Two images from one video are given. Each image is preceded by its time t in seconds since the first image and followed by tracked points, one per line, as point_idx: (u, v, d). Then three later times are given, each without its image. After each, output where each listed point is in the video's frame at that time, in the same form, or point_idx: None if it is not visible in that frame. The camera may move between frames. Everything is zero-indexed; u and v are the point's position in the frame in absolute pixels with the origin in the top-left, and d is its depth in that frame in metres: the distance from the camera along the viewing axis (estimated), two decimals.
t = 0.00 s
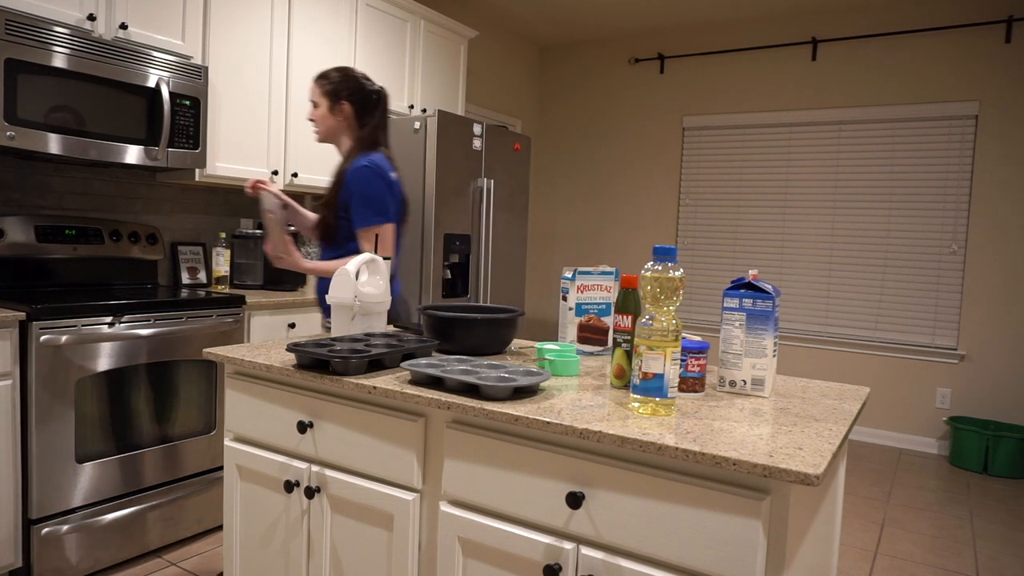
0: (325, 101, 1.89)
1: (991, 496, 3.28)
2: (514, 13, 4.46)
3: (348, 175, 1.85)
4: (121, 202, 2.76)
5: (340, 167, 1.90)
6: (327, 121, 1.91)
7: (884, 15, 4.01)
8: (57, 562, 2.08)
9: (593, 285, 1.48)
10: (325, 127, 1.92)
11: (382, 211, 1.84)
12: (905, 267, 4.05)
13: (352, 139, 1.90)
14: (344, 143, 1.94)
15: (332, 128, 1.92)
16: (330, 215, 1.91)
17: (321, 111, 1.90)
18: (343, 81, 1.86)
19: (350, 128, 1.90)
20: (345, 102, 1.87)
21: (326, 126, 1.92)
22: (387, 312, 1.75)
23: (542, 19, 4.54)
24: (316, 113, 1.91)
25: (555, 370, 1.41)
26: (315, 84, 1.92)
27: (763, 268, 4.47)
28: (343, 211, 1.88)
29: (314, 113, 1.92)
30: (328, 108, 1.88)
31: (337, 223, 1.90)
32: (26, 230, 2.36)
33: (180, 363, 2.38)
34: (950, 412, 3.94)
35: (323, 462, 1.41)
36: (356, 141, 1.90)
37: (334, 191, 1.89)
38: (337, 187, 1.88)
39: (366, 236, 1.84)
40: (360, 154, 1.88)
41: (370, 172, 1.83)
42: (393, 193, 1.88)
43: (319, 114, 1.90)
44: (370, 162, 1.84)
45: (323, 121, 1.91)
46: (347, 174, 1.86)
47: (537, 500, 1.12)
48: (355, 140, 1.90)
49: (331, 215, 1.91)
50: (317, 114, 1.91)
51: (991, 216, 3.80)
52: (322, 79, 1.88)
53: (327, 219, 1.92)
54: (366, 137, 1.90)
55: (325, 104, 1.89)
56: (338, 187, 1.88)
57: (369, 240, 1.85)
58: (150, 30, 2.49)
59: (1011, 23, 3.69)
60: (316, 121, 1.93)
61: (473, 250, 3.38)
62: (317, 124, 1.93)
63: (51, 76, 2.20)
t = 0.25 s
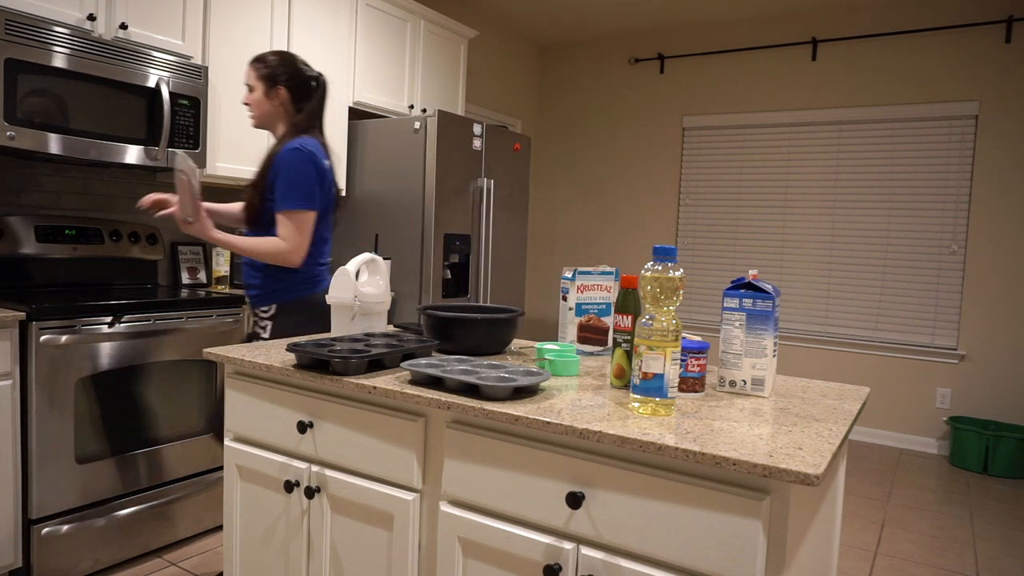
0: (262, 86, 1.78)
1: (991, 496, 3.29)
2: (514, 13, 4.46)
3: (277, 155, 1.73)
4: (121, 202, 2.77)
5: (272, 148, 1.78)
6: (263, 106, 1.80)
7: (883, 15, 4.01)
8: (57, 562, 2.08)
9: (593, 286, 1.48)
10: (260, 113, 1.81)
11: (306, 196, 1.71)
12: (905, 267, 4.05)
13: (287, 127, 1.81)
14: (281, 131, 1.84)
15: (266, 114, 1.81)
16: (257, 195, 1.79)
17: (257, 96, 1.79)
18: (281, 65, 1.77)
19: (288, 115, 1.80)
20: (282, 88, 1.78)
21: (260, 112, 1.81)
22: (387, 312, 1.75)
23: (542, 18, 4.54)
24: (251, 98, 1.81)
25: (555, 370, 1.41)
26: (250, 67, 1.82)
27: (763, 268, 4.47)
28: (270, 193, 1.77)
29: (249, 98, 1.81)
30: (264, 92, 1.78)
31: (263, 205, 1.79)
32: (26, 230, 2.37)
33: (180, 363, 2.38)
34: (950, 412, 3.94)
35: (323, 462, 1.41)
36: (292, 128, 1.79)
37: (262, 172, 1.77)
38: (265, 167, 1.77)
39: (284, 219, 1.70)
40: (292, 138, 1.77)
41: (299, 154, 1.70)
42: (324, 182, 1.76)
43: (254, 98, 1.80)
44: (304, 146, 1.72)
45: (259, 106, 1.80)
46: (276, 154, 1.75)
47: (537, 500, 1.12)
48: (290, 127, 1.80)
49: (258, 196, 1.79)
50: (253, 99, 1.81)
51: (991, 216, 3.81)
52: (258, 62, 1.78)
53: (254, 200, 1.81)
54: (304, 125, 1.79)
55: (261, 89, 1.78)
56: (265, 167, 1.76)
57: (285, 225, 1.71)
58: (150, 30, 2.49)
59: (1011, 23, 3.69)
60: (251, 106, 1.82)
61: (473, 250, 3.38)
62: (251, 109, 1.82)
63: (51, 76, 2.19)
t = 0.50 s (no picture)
0: (195, 80, 1.72)
1: (992, 496, 3.28)
2: (514, 13, 4.46)
3: (221, 148, 1.70)
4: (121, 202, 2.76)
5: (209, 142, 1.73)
6: (191, 101, 1.73)
7: (883, 15, 4.01)
8: (58, 562, 2.08)
9: (593, 285, 1.48)
10: (191, 109, 1.74)
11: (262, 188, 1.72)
12: (905, 267, 4.05)
13: (223, 122, 1.76)
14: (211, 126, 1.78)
15: (195, 109, 1.75)
16: (195, 189, 1.72)
17: (185, 90, 1.72)
18: (214, 59, 1.72)
19: (223, 110, 1.76)
20: (218, 82, 1.73)
21: (188, 107, 1.74)
22: (387, 312, 1.75)
23: (542, 18, 4.54)
24: (179, 93, 1.73)
25: (555, 370, 1.41)
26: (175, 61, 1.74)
27: (763, 268, 4.47)
28: (214, 187, 1.73)
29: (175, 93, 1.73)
30: (194, 87, 1.72)
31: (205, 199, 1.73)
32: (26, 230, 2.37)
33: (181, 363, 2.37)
34: (950, 412, 3.94)
35: (323, 462, 1.41)
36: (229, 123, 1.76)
37: (201, 165, 1.71)
38: (206, 160, 1.71)
39: (240, 210, 1.69)
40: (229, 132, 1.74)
41: (247, 145, 1.71)
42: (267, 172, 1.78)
43: (181, 93, 1.73)
44: (247, 138, 1.73)
45: (187, 101, 1.73)
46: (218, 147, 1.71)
47: (537, 500, 1.12)
48: (226, 122, 1.76)
49: (197, 190, 1.72)
50: (183, 94, 1.73)
51: (991, 216, 3.80)
52: (185, 56, 1.71)
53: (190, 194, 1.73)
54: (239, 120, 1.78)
55: (194, 83, 1.72)
56: (206, 160, 1.71)
57: (242, 218, 1.70)
58: (150, 30, 2.50)
59: (1011, 23, 3.69)
60: (178, 100, 1.74)
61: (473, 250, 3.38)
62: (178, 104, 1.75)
63: (51, 76, 2.19)
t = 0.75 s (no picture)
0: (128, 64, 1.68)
1: (992, 496, 3.28)
2: (513, 13, 4.46)
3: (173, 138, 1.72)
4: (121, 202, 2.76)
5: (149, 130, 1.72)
6: (127, 87, 1.69)
7: (883, 15, 4.01)
8: (58, 562, 2.08)
9: (593, 285, 1.48)
10: (122, 94, 1.69)
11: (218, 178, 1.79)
12: (905, 267, 4.05)
13: (157, 108, 1.74)
14: (142, 113, 1.74)
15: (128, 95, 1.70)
16: (143, 180, 1.70)
17: (121, 75, 1.67)
18: (142, 43, 1.71)
19: (157, 96, 1.74)
20: (151, 67, 1.72)
21: (122, 93, 1.69)
22: (387, 312, 1.75)
23: (542, 18, 4.54)
24: (109, 76, 1.67)
25: (555, 370, 1.41)
26: (98, 43, 1.67)
27: (763, 268, 4.47)
28: (168, 177, 1.74)
29: (108, 78, 1.66)
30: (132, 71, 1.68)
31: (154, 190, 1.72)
32: (27, 230, 2.35)
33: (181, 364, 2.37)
34: (950, 412, 3.94)
35: (323, 462, 1.41)
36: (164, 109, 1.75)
37: (147, 155, 1.70)
38: (153, 150, 1.70)
39: (206, 199, 1.76)
40: (172, 121, 1.75)
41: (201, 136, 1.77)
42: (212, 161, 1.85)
43: (116, 78, 1.67)
44: (191, 126, 1.77)
45: (123, 86, 1.68)
46: (167, 137, 1.72)
47: (537, 500, 1.12)
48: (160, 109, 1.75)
49: (145, 181, 1.70)
50: (114, 78, 1.67)
51: (991, 216, 3.80)
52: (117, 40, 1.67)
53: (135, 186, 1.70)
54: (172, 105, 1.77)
55: (128, 67, 1.68)
56: (155, 150, 1.71)
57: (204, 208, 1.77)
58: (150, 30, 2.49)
59: (1011, 23, 3.69)
60: (109, 86, 1.67)
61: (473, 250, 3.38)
62: (109, 90, 1.67)
63: (52, 76, 2.20)
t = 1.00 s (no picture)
0: (144, 64, 1.70)
1: (992, 496, 3.28)
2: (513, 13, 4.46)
3: (166, 136, 1.74)
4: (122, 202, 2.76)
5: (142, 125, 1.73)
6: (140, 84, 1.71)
7: (883, 15, 4.01)
8: (58, 562, 2.08)
9: (593, 286, 1.48)
10: (133, 93, 1.70)
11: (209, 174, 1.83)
12: (905, 267, 4.05)
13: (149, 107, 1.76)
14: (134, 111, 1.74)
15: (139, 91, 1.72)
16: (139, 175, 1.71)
17: (139, 72, 1.69)
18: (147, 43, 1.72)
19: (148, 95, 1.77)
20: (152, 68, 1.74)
21: (137, 89, 1.70)
22: (387, 312, 1.75)
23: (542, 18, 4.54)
24: (129, 75, 1.67)
25: (555, 370, 1.41)
26: (112, 40, 1.63)
27: (763, 268, 4.47)
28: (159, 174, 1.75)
29: (128, 75, 1.67)
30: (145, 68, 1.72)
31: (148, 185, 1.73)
32: (26, 229, 2.36)
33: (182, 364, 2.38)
34: (950, 412, 3.94)
35: (323, 462, 1.41)
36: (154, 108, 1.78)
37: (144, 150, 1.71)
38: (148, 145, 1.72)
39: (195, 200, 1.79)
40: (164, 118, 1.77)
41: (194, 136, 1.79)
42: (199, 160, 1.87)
43: (136, 75, 1.68)
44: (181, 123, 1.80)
45: (139, 83, 1.70)
46: (161, 132, 1.74)
47: (537, 500, 1.12)
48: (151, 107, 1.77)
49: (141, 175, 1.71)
50: (131, 77, 1.67)
51: (991, 216, 3.80)
52: (131, 35, 1.67)
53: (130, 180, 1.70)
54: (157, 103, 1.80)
55: (143, 67, 1.69)
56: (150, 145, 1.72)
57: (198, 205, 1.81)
58: (151, 30, 2.49)
59: (1011, 23, 3.69)
60: (127, 82, 1.67)
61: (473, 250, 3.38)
62: (127, 87, 1.67)
63: (52, 76, 2.19)
